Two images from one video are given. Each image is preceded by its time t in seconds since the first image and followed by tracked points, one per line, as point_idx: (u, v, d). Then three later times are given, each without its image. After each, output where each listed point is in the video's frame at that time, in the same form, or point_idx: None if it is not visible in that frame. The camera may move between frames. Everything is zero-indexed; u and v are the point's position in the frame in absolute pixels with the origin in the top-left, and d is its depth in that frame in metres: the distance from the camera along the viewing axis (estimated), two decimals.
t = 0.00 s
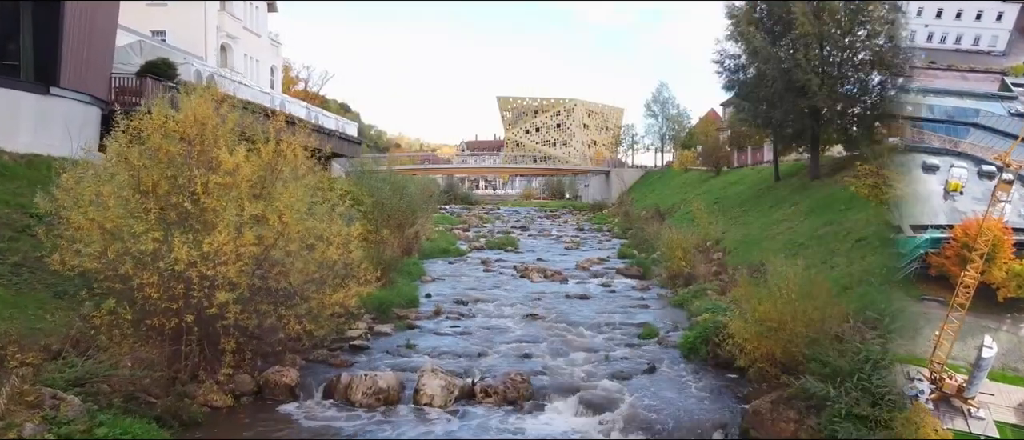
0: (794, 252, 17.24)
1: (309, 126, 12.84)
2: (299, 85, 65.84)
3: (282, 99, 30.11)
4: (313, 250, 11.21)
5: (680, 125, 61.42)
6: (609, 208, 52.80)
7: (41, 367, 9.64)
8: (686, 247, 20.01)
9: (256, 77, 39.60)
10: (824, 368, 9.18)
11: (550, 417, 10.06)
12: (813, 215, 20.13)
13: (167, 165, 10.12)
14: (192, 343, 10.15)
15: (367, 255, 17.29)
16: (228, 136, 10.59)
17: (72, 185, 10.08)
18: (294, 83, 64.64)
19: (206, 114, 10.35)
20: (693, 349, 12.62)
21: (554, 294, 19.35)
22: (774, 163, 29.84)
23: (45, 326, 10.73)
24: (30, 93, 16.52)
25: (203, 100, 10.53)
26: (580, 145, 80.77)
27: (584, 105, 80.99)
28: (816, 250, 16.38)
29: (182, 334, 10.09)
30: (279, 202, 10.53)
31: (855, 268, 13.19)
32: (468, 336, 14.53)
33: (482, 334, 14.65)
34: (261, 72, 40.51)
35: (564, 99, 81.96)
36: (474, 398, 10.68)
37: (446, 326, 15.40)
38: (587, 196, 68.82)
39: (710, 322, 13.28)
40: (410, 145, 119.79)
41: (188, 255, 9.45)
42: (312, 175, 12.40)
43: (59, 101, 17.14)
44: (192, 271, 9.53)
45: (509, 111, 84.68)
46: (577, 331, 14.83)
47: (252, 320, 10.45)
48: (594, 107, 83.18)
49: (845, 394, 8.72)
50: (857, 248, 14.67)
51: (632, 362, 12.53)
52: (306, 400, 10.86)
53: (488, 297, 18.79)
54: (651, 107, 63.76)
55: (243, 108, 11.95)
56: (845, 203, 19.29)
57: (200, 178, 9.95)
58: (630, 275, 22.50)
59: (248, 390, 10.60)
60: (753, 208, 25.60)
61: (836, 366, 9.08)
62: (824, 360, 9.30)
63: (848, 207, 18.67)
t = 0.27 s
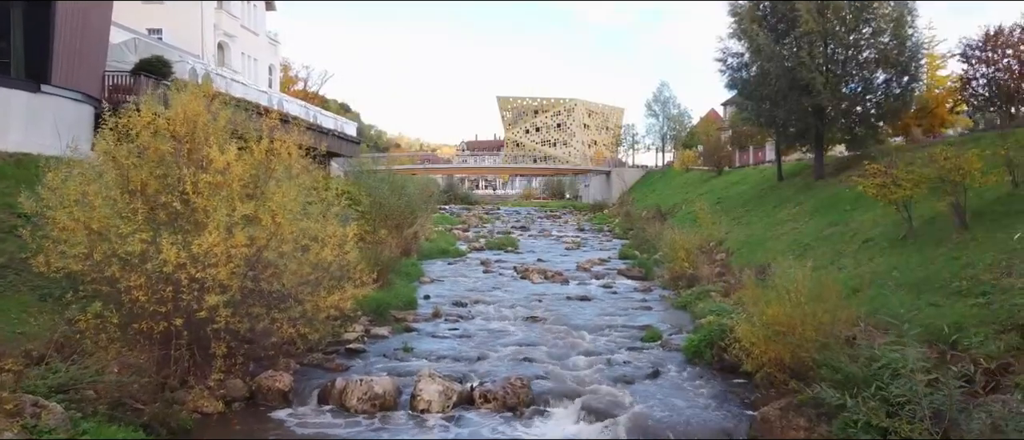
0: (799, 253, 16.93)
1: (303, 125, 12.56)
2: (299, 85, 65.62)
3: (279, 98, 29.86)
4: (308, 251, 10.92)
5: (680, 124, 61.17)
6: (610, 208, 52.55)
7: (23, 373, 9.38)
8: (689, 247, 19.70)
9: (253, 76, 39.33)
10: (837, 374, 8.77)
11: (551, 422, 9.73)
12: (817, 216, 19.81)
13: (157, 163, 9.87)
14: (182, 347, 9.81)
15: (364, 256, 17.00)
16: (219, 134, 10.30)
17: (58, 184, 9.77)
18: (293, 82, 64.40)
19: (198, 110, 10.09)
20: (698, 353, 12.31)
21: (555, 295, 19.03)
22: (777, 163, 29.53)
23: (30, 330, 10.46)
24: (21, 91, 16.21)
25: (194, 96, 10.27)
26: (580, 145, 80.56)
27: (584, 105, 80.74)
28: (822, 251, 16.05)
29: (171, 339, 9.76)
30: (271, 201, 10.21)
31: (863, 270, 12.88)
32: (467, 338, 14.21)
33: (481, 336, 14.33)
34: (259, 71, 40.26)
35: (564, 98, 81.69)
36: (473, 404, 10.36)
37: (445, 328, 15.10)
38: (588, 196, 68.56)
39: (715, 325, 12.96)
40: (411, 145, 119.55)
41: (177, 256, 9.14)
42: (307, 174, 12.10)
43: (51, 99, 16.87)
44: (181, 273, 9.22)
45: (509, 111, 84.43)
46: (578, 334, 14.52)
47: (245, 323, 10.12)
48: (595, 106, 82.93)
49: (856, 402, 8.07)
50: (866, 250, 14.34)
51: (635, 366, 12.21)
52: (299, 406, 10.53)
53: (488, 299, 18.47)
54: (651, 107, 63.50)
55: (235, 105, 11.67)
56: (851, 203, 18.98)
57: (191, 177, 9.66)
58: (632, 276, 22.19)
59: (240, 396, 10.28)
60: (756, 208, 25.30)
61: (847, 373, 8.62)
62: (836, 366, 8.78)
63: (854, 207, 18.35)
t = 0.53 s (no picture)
0: (804, 253, 16.63)
1: (297, 122, 12.26)
2: (297, 84, 65.30)
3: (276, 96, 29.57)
4: (301, 252, 10.61)
5: (681, 124, 60.89)
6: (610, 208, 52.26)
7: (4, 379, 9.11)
8: (692, 248, 19.42)
9: (251, 75, 39.02)
10: (848, 379, 8.46)
11: (552, 429, 9.40)
12: (822, 215, 19.52)
13: (146, 162, 9.57)
14: (170, 352, 9.49)
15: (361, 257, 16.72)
16: (210, 132, 10.00)
17: (42, 182, 9.47)
18: (292, 82, 64.09)
19: (188, 107, 9.80)
20: (702, 356, 12.00)
21: (555, 297, 18.73)
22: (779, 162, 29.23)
23: (13, 333, 10.15)
24: (11, 88, 15.95)
25: (184, 93, 9.99)
26: (580, 145, 80.29)
27: (584, 105, 80.45)
28: (828, 252, 15.76)
29: (160, 343, 9.45)
30: (263, 201, 9.90)
31: (871, 272, 12.59)
32: (467, 341, 13.91)
33: (480, 339, 14.03)
34: (257, 70, 39.96)
35: (564, 98, 81.37)
36: (472, 409, 10.04)
37: (443, 331, 14.79)
38: (588, 196, 68.27)
39: (720, 328, 12.66)
40: (410, 145, 119.24)
41: (165, 258, 8.84)
42: (301, 173, 11.80)
43: (42, 96, 16.58)
44: (170, 275, 8.92)
45: (509, 110, 84.14)
46: (579, 336, 14.21)
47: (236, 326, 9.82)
48: (595, 106, 82.64)
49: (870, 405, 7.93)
50: (873, 251, 14.05)
51: (638, 370, 11.90)
52: (292, 411, 10.20)
53: (487, 300, 18.17)
54: (652, 106, 63.20)
55: (228, 102, 11.36)
56: (856, 203, 18.69)
57: (180, 176, 9.35)
58: (634, 277, 21.89)
59: (232, 401, 9.97)
60: (759, 208, 25.01)
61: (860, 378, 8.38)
62: (848, 372, 8.51)
63: (860, 207, 18.05)
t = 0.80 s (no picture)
0: (809, 254, 16.35)
1: (291, 119, 11.97)
2: (296, 83, 64.97)
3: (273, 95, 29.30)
4: (295, 253, 10.35)
5: (682, 124, 60.63)
6: (611, 209, 51.95)
7: None
8: (695, 248, 19.12)
9: (248, 73, 38.76)
10: (860, 386, 8.17)
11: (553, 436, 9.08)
12: (826, 215, 19.23)
13: (134, 160, 9.28)
14: (158, 356, 9.20)
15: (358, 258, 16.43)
16: (200, 129, 9.72)
17: (25, 181, 9.18)
18: (291, 81, 63.76)
19: (178, 103, 9.54)
20: (706, 360, 11.70)
21: (555, 298, 18.43)
22: (782, 162, 28.94)
23: None
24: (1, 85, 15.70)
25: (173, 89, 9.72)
26: (580, 145, 79.79)
27: (584, 104, 80.16)
28: (834, 253, 15.47)
29: (147, 346, 9.16)
30: (255, 200, 9.61)
31: (879, 273, 12.30)
32: (465, 344, 13.61)
33: (479, 342, 13.73)
34: (254, 69, 39.67)
35: (564, 98, 81.08)
36: (469, 415, 9.74)
37: (441, 333, 14.49)
38: (588, 196, 67.97)
39: (725, 331, 12.37)
40: (410, 145, 118.91)
41: (152, 259, 8.57)
42: (294, 172, 11.52)
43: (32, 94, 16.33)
44: (157, 276, 8.65)
45: (509, 110, 83.84)
46: (580, 339, 13.91)
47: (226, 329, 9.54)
48: (595, 106, 82.36)
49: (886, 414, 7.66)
50: (880, 251, 13.76)
51: (641, 374, 11.59)
52: (285, 417, 9.91)
53: (486, 302, 17.87)
54: (653, 106, 62.92)
55: (219, 99, 11.08)
56: (861, 203, 18.40)
57: (168, 174, 9.09)
58: (635, 278, 21.59)
59: (223, 407, 9.67)
60: (762, 208, 24.72)
61: (871, 387, 8.11)
62: (860, 377, 8.21)
63: (865, 207, 17.76)
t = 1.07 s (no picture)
0: (814, 255, 16.06)
1: (285, 117, 11.67)
2: (295, 83, 64.67)
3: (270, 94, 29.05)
4: (289, 254, 10.04)
5: (682, 123, 60.35)
6: (611, 208, 51.66)
7: None
8: (697, 249, 18.82)
9: (246, 72, 38.50)
10: (872, 392, 7.88)
11: None
12: (831, 215, 18.94)
13: (121, 158, 8.99)
14: (146, 361, 8.92)
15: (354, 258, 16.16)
16: (190, 127, 9.44)
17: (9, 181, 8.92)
18: (290, 80, 63.46)
19: (167, 100, 9.27)
20: (711, 363, 11.41)
21: (556, 299, 18.15)
22: (785, 162, 28.64)
23: None
24: None
25: (162, 86, 9.45)
26: (580, 144, 79.51)
27: (585, 104, 79.88)
28: (839, 254, 15.19)
29: (135, 351, 8.87)
30: (246, 199, 9.31)
31: (888, 275, 12.02)
32: (464, 347, 13.33)
33: (478, 344, 13.45)
34: (252, 67, 39.39)
35: (565, 97, 80.78)
36: (468, 421, 9.45)
37: (439, 335, 14.20)
38: (588, 195, 67.63)
39: (730, 334, 12.09)
40: (409, 144, 118.59)
41: (139, 260, 8.27)
42: (288, 171, 11.24)
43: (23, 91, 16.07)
44: (144, 278, 8.35)
45: (509, 110, 83.55)
46: (581, 342, 13.62)
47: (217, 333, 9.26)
48: (596, 105, 82.07)
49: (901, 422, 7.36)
50: (888, 252, 13.47)
51: (644, 378, 11.30)
52: (278, 423, 9.61)
53: (485, 303, 17.58)
54: (654, 105, 62.63)
55: (210, 96, 10.80)
56: (867, 202, 18.12)
57: (156, 173, 8.80)
58: (636, 279, 21.30)
59: (214, 412, 9.37)
60: (764, 208, 24.44)
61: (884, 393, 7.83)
62: (872, 383, 7.92)
63: (871, 207, 17.47)
